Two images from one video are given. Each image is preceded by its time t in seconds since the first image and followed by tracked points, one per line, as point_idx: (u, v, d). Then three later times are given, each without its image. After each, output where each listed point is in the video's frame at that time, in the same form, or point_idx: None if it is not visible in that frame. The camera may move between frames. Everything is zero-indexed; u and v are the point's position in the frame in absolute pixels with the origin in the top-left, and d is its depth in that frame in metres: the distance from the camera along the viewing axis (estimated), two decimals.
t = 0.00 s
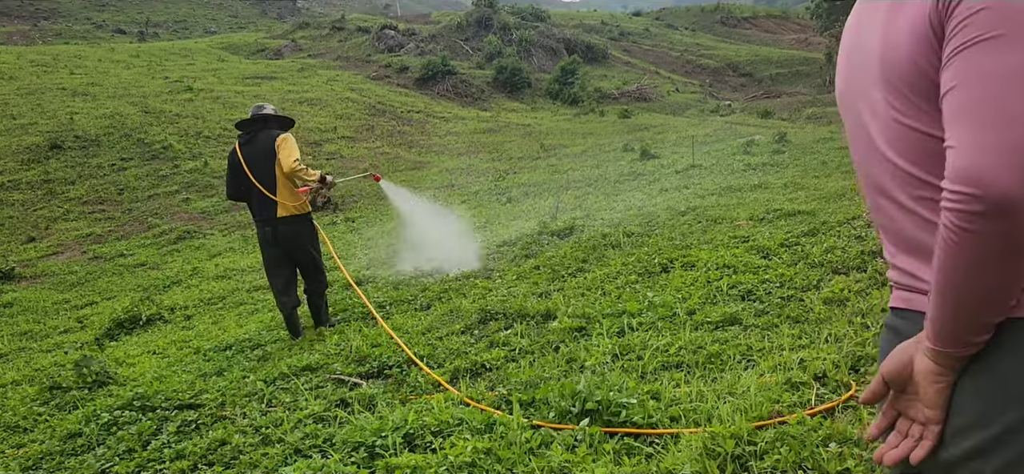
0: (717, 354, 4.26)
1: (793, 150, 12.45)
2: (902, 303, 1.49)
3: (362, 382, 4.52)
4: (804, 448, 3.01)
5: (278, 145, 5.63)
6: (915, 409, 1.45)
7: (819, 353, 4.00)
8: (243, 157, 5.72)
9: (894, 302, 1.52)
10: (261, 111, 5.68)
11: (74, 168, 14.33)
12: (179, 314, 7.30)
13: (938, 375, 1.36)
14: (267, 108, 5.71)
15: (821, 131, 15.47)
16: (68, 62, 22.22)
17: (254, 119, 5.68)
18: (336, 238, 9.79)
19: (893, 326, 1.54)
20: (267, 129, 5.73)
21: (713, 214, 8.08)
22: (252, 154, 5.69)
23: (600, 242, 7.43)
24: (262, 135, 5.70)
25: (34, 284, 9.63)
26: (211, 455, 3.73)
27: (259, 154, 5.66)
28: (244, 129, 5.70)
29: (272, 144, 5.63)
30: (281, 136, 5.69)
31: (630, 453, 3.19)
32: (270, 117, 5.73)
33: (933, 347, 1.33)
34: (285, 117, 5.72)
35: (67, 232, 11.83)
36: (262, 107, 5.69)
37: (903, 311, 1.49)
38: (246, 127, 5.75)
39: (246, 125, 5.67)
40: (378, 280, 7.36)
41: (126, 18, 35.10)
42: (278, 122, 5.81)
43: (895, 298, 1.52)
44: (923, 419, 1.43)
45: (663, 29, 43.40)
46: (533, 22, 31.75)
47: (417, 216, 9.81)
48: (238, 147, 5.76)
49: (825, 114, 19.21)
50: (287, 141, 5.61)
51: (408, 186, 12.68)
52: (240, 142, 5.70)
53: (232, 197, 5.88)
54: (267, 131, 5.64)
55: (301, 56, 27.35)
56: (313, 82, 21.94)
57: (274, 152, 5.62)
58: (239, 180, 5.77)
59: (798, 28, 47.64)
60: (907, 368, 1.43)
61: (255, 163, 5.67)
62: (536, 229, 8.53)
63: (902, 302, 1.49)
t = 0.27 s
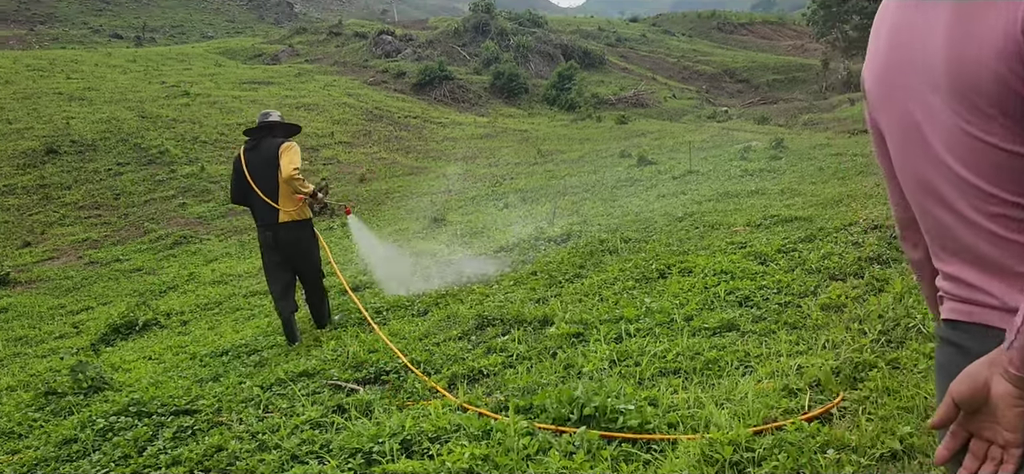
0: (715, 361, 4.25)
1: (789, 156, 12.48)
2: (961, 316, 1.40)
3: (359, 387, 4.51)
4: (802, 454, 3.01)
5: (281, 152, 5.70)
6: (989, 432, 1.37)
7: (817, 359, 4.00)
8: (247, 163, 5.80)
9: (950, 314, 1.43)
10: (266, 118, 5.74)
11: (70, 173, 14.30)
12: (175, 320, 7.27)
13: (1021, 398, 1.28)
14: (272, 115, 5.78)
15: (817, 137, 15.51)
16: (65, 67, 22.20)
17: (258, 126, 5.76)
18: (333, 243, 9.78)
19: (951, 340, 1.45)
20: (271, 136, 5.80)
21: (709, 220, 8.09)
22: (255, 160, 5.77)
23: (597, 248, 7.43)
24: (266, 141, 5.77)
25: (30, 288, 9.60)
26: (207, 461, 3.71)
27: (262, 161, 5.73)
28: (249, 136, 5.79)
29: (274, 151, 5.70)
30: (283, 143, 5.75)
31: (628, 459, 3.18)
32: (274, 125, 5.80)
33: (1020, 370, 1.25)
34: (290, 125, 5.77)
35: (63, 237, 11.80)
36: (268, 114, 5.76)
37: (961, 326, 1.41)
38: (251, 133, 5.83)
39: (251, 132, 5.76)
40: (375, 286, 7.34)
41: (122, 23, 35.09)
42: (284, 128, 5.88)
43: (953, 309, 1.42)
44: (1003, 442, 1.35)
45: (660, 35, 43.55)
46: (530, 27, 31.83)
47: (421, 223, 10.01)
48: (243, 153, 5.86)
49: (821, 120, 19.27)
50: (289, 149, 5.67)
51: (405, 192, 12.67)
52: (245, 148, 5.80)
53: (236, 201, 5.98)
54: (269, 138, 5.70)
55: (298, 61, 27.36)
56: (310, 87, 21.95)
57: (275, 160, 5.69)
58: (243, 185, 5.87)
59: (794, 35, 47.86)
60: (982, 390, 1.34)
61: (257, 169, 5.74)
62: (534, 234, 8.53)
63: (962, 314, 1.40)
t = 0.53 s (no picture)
0: (710, 367, 4.26)
1: (783, 163, 12.53)
2: (999, 319, 1.27)
3: (354, 395, 4.49)
4: (797, 461, 3.01)
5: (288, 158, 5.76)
6: None
7: (811, 366, 4.01)
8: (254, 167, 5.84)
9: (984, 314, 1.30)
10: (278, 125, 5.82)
11: (63, 180, 14.24)
12: (168, 327, 7.24)
13: None
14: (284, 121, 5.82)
15: (810, 144, 15.58)
16: (57, 72, 22.12)
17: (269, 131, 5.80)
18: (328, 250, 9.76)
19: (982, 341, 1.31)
20: (281, 142, 5.84)
21: (704, 227, 8.11)
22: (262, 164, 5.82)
23: (592, 254, 7.44)
24: (273, 147, 5.83)
25: (22, 295, 9.53)
26: (202, 469, 3.69)
27: (269, 165, 5.80)
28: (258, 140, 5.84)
29: (282, 157, 5.73)
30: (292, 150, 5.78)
31: (624, 467, 3.17)
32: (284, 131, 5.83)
33: None
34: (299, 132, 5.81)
35: (56, 243, 11.74)
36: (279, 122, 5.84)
37: (1000, 329, 1.27)
38: (262, 138, 5.87)
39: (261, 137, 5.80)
40: (370, 293, 7.31)
41: (116, 29, 35.05)
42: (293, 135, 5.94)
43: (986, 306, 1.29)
44: None
45: (653, 42, 43.76)
46: (524, 34, 31.93)
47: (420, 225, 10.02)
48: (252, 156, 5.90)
49: (814, 127, 19.38)
50: (297, 157, 5.70)
51: (399, 198, 12.67)
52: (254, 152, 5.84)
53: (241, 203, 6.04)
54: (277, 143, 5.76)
55: (292, 67, 27.36)
56: (304, 93, 21.95)
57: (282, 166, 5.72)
58: (249, 189, 5.92)
59: (787, 42, 48.17)
60: None
61: (264, 173, 5.78)
62: (529, 241, 8.53)
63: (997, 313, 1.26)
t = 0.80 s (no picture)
0: (703, 376, 4.26)
1: (776, 171, 12.59)
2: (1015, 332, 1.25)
3: (347, 405, 4.47)
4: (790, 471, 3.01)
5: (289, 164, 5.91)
6: None
7: (804, 374, 4.01)
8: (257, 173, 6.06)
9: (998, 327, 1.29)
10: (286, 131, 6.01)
11: (55, 188, 14.17)
12: (161, 336, 7.20)
13: None
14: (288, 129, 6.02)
15: (803, 152, 15.66)
16: (50, 80, 22.05)
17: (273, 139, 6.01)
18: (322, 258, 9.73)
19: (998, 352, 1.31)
20: (284, 150, 6.03)
21: (697, 235, 8.13)
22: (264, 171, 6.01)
23: (586, 263, 7.45)
24: (278, 154, 6.02)
25: (13, 305, 9.46)
26: None
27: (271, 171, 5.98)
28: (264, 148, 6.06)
29: (281, 164, 5.90)
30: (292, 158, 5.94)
31: None
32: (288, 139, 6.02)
33: None
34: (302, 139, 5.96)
35: (47, 252, 11.66)
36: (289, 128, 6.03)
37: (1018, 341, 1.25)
38: (267, 145, 6.09)
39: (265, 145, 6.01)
40: (364, 302, 7.29)
41: (109, 37, 34.99)
42: (300, 143, 6.11)
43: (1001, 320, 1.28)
44: None
45: (647, 50, 43.98)
46: (518, 42, 32.04)
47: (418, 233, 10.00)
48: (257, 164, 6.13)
49: (807, 134, 19.47)
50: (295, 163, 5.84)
51: (394, 206, 12.66)
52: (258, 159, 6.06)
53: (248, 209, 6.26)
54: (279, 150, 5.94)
55: (286, 75, 27.35)
56: (298, 101, 21.95)
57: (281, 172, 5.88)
58: (253, 195, 6.13)
59: (779, 50, 48.48)
60: None
61: (265, 179, 5.96)
62: (523, 250, 8.52)
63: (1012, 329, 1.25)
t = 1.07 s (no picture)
0: (698, 387, 4.26)
1: (771, 181, 12.63)
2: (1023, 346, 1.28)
3: (342, 415, 4.45)
4: None
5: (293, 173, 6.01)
6: None
7: (798, 385, 4.01)
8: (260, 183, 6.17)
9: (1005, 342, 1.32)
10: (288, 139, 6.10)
11: (50, 197, 14.14)
12: (156, 346, 7.17)
13: None
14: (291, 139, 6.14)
15: (798, 161, 15.72)
16: (47, 89, 22.05)
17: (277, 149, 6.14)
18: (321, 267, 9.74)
19: (1004, 366, 1.35)
20: (288, 160, 6.14)
21: (693, 245, 8.15)
22: (267, 180, 6.12)
23: (584, 273, 7.45)
24: (281, 164, 6.13)
25: (7, 314, 9.42)
26: None
27: (273, 181, 6.08)
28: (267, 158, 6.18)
29: (284, 174, 6.01)
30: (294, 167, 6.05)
31: None
32: (291, 149, 6.14)
33: None
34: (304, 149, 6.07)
35: (42, 261, 11.63)
36: (291, 136, 6.13)
37: None
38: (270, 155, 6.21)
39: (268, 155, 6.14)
40: (361, 311, 7.27)
41: (106, 46, 35.05)
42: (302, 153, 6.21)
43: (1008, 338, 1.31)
44: None
45: (643, 60, 44.20)
46: (515, 52, 32.18)
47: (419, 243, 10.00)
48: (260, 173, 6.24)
49: (803, 144, 19.56)
50: (297, 173, 5.95)
51: (390, 215, 12.67)
52: (262, 169, 6.18)
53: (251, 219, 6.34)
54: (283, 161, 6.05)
55: (283, 84, 27.40)
56: (295, 110, 21.98)
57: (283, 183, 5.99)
58: (256, 204, 6.22)
59: (774, 60, 48.75)
60: None
61: (268, 188, 6.07)
62: (519, 259, 8.52)
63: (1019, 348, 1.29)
